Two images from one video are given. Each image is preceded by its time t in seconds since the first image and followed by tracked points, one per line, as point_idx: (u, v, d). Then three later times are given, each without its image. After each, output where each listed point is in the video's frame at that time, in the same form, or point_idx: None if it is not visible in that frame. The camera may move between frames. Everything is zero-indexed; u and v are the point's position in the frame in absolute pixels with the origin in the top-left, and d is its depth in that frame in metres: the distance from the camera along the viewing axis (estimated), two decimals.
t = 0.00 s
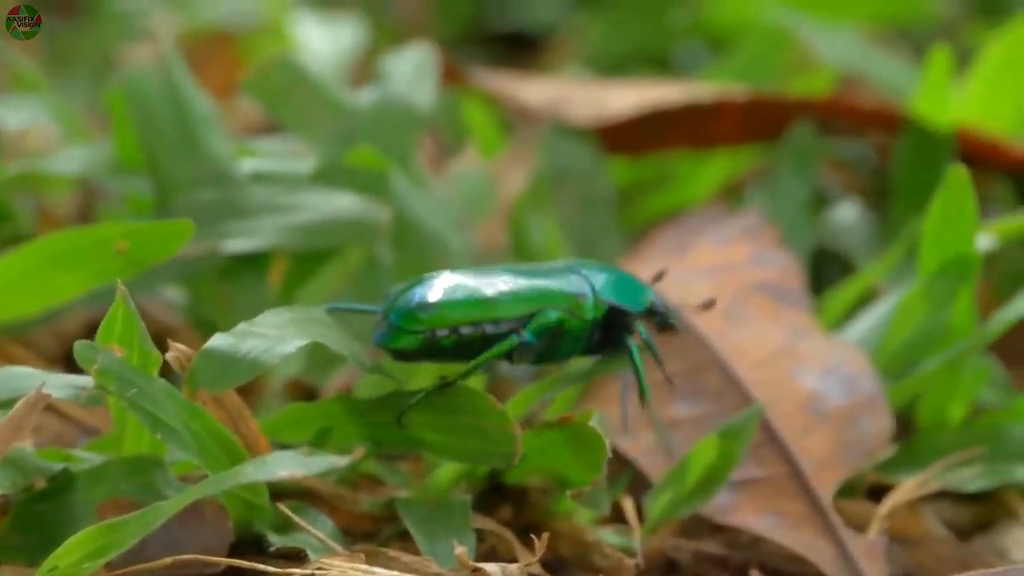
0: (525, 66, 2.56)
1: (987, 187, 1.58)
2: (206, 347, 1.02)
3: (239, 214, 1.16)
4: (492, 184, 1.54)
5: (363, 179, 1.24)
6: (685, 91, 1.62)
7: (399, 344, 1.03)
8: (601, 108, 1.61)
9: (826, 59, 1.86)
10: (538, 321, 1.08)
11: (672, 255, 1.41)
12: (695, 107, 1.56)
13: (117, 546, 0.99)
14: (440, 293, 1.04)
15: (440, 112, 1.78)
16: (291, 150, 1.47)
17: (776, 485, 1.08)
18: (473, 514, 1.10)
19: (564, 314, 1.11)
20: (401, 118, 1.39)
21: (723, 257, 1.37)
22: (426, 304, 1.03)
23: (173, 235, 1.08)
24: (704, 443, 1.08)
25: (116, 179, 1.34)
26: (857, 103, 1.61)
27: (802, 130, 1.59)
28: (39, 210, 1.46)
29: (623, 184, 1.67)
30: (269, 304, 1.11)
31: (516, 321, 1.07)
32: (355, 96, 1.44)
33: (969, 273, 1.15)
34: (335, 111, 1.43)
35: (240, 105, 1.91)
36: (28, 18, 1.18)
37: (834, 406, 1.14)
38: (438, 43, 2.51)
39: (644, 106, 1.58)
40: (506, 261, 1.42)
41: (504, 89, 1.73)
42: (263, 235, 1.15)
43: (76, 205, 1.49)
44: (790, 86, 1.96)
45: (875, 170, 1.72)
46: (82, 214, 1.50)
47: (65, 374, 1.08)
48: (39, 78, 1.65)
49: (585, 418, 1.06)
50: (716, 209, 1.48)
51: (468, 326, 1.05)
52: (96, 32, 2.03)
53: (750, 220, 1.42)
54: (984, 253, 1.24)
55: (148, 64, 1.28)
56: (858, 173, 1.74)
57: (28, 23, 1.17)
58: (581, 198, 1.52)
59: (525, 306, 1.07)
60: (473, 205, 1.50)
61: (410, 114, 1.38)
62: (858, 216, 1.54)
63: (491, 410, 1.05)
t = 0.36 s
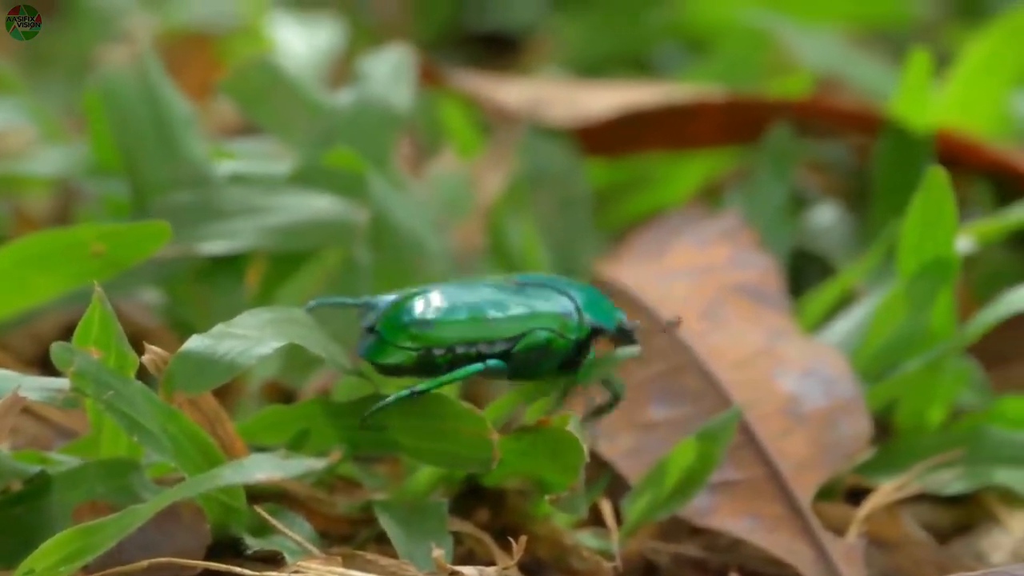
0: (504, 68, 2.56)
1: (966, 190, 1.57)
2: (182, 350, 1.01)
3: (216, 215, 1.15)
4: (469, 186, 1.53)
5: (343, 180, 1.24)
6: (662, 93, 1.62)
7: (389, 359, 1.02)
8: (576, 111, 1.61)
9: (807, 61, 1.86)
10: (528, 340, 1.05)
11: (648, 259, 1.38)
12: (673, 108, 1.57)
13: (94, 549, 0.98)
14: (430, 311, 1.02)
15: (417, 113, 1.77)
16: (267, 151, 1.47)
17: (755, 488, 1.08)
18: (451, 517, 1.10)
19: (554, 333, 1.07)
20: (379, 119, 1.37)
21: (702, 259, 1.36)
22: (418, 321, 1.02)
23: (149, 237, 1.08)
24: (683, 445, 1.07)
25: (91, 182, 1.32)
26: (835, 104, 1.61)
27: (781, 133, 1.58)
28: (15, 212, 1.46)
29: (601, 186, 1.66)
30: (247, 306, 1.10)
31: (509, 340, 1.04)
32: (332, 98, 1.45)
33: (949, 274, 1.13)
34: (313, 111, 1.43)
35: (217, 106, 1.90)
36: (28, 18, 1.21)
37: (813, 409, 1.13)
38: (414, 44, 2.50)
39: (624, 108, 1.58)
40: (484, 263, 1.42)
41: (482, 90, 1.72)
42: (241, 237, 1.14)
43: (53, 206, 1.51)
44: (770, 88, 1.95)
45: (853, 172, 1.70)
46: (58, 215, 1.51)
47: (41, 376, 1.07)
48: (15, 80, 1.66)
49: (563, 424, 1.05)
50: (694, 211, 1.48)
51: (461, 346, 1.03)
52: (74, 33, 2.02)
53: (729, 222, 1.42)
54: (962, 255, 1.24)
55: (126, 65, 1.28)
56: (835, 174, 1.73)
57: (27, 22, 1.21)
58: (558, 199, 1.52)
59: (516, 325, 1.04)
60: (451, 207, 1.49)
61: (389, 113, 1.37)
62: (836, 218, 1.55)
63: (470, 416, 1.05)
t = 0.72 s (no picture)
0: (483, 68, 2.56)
1: (942, 190, 1.57)
2: (155, 349, 1.00)
3: (192, 214, 1.15)
4: (444, 185, 1.53)
5: (316, 179, 1.22)
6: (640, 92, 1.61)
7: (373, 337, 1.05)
8: (554, 109, 1.61)
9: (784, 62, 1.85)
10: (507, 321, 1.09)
11: (626, 259, 1.40)
12: (649, 108, 1.56)
13: (66, 549, 0.98)
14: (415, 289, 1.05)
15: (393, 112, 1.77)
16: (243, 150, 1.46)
17: (730, 488, 1.08)
18: (425, 517, 1.09)
19: (534, 315, 1.11)
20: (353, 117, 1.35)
21: (677, 259, 1.36)
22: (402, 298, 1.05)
23: (123, 235, 1.08)
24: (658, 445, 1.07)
25: (66, 180, 1.32)
26: (812, 103, 1.59)
27: (757, 132, 1.59)
28: None
29: (577, 185, 1.66)
30: (221, 306, 1.10)
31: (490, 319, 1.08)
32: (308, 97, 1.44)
33: (926, 275, 1.12)
34: (288, 111, 1.42)
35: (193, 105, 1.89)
36: (28, 18, 1.21)
37: (789, 409, 1.13)
38: (391, 43, 2.49)
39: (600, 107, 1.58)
40: (460, 263, 1.41)
41: (459, 89, 1.72)
42: (214, 235, 1.14)
43: (27, 205, 1.51)
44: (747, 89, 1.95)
45: (829, 171, 1.71)
46: (32, 213, 1.51)
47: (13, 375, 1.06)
48: None
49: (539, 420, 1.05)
50: (671, 211, 1.48)
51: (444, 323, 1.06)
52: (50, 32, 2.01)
53: (705, 222, 1.42)
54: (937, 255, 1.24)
55: (102, 64, 1.27)
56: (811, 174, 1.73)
57: (26, 23, 1.21)
58: (533, 199, 1.51)
59: (498, 305, 1.09)
60: (426, 206, 1.49)
61: (363, 110, 1.35)
62: (812, 217, 1.54)
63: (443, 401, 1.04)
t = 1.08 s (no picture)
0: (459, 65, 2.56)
1: (919, 187, 1.57)
2: (129, 347, 1.00)
3: (166, 211, 1.14)
4: (420, 182, 1.52)
5: (289, 176, 1.22)
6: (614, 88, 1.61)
7: (351, 329, 1.05)
8: (528, 107, 1.60)
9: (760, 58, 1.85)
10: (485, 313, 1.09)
11: (600, 259, 1.38)
12: (624, 104, 1.56)
13: (38, 548, 0.97)
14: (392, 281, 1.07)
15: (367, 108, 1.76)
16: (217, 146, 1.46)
17: (705, 486, 1.07)
18: (399, 515, 1.09)
19: (515, 308, 1.11)
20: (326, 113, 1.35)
21: (650, 256, 1.35)
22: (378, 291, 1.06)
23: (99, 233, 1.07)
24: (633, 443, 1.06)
25: (39, 177, 1.31)
26: (789, 101, 1.60)
27: (732, 129, 1.58)
28: None
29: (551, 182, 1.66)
30: (195, 304, 1.10)
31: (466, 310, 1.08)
32: (282, 93, 1.43)
33: (901, 273, 1.11)
34: (262, 107, 1.42)
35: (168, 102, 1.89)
36: (28, 19, 1.26)
37: (764, 407, 1.13)
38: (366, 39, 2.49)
39: (576, 104, 1.57)
40: (434, 260, 1.41)
41: (433, 85, 1.71)
42: (188, 232, 1.14)
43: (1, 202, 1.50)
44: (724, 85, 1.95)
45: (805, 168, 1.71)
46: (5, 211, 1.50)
47: None
48: None
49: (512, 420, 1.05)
50: (647, 208, 1.47)
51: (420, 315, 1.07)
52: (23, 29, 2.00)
53: (680, 219, 1.41)
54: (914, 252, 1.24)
55: (75, 62, 1.27)
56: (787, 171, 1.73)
57: (25, 23, 1.26)
58: (508, 197, 1.51)
59: (476, 297, 1.09)
60: (401, 203, 1.48)
61: (337, 107, 1.34)
62: (787, 215, 1.52)
63: (416, 394, 1.04)
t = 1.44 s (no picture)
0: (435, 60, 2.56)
1: (894, 182, 1.57)
2: (103, 341, 0.99)
3: (140, 206, 1.14)
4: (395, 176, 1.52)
5: (263, 172, 1.21)
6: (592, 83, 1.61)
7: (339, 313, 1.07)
8: (503, 102, 1.60)
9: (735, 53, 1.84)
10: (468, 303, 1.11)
11: (574, 254, 1.37)
12: (600, 97, 1.56)
13: (11, 543, 0.97)
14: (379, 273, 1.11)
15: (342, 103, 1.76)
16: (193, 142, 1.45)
17: (680, 482, 1.07)
18: (374, 510, 1.09)
19: (496, 306, 1.13)
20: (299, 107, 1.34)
21: (626, 252, 1.35)
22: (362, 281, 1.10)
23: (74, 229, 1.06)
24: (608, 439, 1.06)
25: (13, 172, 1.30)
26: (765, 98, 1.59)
27: (707, 124, 1.58)
28: None
29: (525, 176, 1.66)
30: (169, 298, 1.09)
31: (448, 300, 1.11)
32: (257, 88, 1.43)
33: (876, 269, 1.11)
34: (235, 101, 1.42)
35: (143, 99, 1.88)
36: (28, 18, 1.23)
37: (739, 403, 1.12)
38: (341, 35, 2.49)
39: (552, 99, 1.57)
40: (409, 254, 1.40)
41: (409, 80, 1.70)
42: (162, 227, 1.14)
43: None
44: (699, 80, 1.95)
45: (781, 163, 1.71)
46: None
47: None
48: None
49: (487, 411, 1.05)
50: (621, 203, 1.47)
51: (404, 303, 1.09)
52: None
53: (655, 213, 1.41)
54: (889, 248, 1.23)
55: (47, 57, 1.26)
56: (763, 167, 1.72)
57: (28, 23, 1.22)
58: (481, 191, 1.51)
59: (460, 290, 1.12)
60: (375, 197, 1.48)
61: (311, 101, 1.33)
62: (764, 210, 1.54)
63: (389, 383, 1.04)
